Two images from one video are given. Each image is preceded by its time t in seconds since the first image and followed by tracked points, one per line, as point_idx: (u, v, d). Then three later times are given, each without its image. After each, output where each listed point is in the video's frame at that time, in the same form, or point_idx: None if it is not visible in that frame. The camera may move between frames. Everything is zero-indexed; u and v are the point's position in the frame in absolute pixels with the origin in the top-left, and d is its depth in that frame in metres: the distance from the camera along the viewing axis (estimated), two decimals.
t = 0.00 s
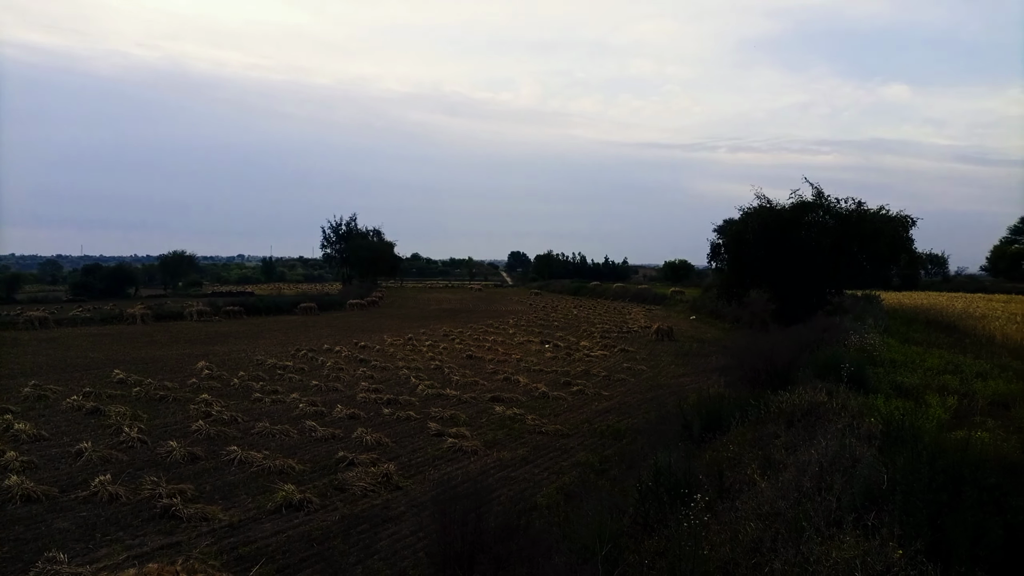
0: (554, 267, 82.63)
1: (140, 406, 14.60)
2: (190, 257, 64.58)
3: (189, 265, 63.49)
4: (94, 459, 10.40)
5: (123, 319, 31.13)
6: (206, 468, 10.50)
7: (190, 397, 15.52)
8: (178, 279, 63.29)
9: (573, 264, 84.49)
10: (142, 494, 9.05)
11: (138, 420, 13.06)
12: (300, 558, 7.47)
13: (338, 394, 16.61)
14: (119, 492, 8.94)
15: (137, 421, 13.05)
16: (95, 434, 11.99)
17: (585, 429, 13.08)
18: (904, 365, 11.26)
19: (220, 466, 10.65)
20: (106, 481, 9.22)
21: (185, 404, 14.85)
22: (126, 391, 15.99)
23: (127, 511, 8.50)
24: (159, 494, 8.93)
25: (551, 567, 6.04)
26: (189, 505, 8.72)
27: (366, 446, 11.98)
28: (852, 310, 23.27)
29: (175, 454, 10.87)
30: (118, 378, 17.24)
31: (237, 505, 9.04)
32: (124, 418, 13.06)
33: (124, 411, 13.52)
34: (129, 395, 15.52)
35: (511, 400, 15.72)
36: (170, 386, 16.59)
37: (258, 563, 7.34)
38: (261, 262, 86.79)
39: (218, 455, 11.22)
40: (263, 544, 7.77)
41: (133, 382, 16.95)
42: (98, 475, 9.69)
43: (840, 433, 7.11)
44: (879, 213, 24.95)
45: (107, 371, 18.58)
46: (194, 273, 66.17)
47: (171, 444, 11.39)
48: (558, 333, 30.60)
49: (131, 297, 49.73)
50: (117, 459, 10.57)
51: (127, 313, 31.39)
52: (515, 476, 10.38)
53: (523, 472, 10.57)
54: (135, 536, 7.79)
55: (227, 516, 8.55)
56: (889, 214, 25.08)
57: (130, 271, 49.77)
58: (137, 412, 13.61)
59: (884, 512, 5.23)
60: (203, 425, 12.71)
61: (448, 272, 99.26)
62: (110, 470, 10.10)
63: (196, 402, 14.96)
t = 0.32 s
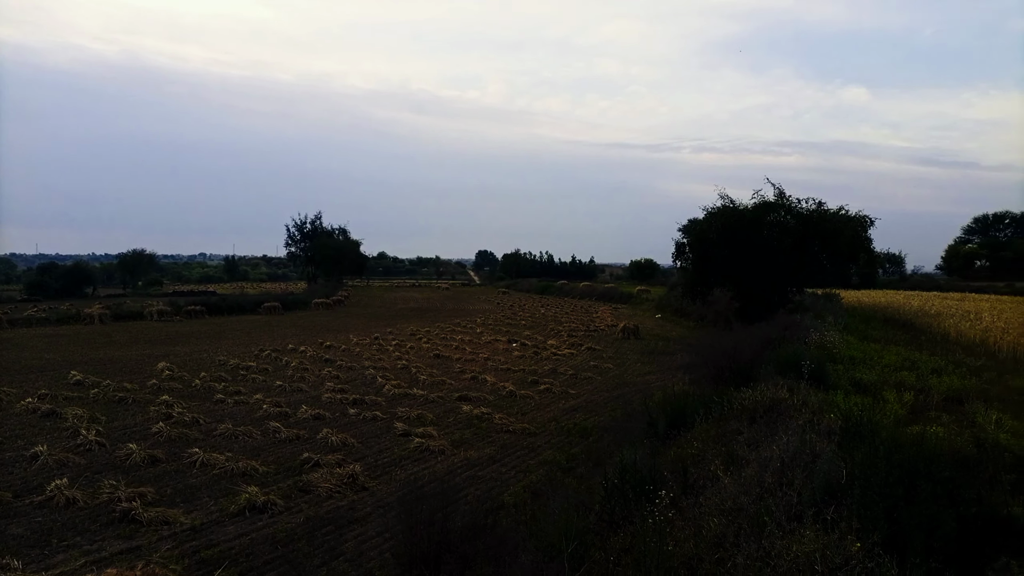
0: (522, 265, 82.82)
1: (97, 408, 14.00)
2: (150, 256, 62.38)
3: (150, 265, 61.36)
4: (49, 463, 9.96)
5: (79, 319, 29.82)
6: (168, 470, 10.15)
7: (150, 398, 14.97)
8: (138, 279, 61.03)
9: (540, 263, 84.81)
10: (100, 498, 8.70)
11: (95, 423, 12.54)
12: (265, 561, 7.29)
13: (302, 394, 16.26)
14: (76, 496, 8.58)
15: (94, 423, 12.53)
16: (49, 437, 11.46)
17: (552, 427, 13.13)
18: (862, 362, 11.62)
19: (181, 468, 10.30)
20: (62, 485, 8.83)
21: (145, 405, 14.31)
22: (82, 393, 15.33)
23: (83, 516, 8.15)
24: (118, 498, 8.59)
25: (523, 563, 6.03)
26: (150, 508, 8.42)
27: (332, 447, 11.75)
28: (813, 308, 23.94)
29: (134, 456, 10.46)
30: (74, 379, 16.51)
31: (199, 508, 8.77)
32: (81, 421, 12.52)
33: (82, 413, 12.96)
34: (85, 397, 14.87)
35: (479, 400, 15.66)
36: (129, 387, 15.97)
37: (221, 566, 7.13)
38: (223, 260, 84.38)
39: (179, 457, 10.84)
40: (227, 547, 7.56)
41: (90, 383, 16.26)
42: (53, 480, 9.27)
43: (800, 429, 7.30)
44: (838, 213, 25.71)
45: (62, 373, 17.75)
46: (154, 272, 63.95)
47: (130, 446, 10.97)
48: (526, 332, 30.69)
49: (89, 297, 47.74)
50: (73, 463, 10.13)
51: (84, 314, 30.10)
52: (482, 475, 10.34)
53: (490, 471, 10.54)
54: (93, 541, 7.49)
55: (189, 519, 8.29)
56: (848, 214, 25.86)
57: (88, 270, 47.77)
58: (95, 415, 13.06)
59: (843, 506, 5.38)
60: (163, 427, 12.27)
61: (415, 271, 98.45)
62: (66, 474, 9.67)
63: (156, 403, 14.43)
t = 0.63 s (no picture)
0: (489, 264, 82.73)
1: (53, 411, 13.37)
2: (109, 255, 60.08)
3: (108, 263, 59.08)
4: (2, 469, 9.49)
5: (33, 321, 28.43)
6: (127, 474, 9.76)
7: (109, 401, 14.38)
8: (96, 278, 58.70)
9: (508, 263, 84.87)
10: (55, 504, 8.34)
11: (51, 426, 11.99)
12: (228, 565, 7.08)
13: (266, 396, 15.85)
14: (30, 502, 8.20)
15: (50, 427, 11.97)
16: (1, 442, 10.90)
17: (519, 427, 13.11)
18: (822, 360, 11.97)
19: (142, 472, 9.92)
20: (15, 492, 8.43)
21: (104, 408, 13.73)
22: (37, 396, 14.63)
23: (36, 523, 7.79)
24: (74, 503, 8.23)
25: (496, 562, 6.00)
26: (109, 513, 8.10)
27: (296, 449, 11.49)
28: (774, 307, 24.57)
29: (91, 460, 10.03)
30: (28, 382, 15.72)
31: (159, 512, 8.47)
32: (36, 424, 11.96)
33: (37, 416, 12.36)
34: (40, 400, 14.20)
35: (446, 400, 15.54)
36: (87, 390, 15.30)
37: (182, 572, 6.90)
38: (183, 259, 81.78)
39: (139, 461, 10.43)
40: (188, 552, 7.32)
41: (45, 386, 15.52)
42: (4, 486, 8.82)
43: (763, 426, 7.44)
44: (799, 214, 26.40)
45: (16, 376, 16.89)
46: (112, 271, 61.62)
47: (88, 450, 10.52)
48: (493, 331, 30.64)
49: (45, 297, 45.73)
50: (26, 468, 9.67)
51: (38, 316, 28.73)
52: (449, 475, 10.25)
53: (458, 471, 10.47)
54: (47, 549, 7.18)
55: (149, 524, 8.00)
56: (808, 215, 26.59)
57: (42, 269, 45.74)
58: (51, 418, 12.48)
59: (802, 502, 5.51)
60: (123, 430, 11.80)
61: (382, 271, 97.27)
62: (18, 480, 9.23)
63: (116, 405, 13.87)
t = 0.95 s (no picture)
0: (462, 262, 82.46)
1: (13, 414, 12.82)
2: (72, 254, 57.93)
3: (70, 262, 56.94)
4: None
5: None
6: (93, 478, 9.43)
7: (73, 403, 13.85)
8: (59, 278, 56.46)
9: (480, 263, 84.70)
10: (15, 510, 8.01)
11: (11, 430, 11.50)
12: (196, 570, 6.91)
13: (235, 398, 15.47)
14: None
15: (10, 430, 11.48)
16: None
17: (492, 426, 13.09)
18: (789, 357, 12.25)
19: (107, 475, 9.60)
20: None
21: (67, 411, 13.22)
22: None
23: None
24: (37, 508, 7.93)
25: (475, 561, 5.96)
26: (73, 518, 7.83)
27: (266, 451, 11.25)
28: (743, 306, 25.03)
29: (53, 464, 9.65)
30: None
31: (125, 515, 8.21)
32: None
33: None
34: None
35: (419, 400, 15.41)
36: (48, 392, 14.70)
37: None
38: (148, 259, 79.37)
39: (105, 464, 10.09)
40: (156, 557, 7.11)
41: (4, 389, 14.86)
42: None
43: (732, 423, 7.57)
44: (767, 215, 26.97)
45: None
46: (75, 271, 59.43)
47: (50, 454, 10.11)
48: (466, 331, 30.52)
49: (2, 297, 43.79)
50: None
51: None
52: (421, 476, 10.16)
53: (430, 471, 10.39)
54: (9, 555, 6.93)
55: (115, 528, 7.76)
56: (776, 215, 27.19)
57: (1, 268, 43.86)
58: (10, 421, 11.97)
59: (771, 497, 5.62)
60: (88, 433, 11.39)
61: (353, 270, 96.04)
62: None
63: (80, 408, 13.37)
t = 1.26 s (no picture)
0: (436, 262, 81.99)
1: None
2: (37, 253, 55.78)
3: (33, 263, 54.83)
4: None
5: None
6: (56, 482, 9.10)
7: (36, 406, 13.33)
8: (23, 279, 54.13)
9: (454, 262, 84.31)
10: None
11: None
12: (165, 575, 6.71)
13: (205, 399, 15.08)
14: None
15: None
16: None
17: (466, 426, 13.03)
18: (760, 356, 12.48)
19: (72, 479, 9.28)
20: None
21: (30, 414, 12.72)
22: None
23: None
24: None
25: (451, 564, 5.91)
26: (35, 523, 7.54)
27: (235, 453, 11.00)
28: (714, 305, 25.43)
29: (15, 469, 9.29)
30: None
31: (91, 520, 7.95)
32: None
33: None
34: None
35: (392, 400, 15.25)
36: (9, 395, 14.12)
37: None
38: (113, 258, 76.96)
39: (70, 467, 9.75)
40: (122, 562, 6.89)
41: None
42: None
43: (704, 422, 7.68)
44: (738, 215, 27.46)
45: None
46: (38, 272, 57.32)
47: (11, 458, 9.72)
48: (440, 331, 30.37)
49: None
50: None
51: None
52: (395, 477, 10.05)
53: (404, 472, 10.28)
54: None
55: (80, 532, 7.52)
56: (747, 216, 27.70)
57: None
58: None
59: (741, 494, 5.71)
60: (52, 436, 10.98)
61: (325, 270, 94.71)
62: None
63: (43, 410, 12.87)
